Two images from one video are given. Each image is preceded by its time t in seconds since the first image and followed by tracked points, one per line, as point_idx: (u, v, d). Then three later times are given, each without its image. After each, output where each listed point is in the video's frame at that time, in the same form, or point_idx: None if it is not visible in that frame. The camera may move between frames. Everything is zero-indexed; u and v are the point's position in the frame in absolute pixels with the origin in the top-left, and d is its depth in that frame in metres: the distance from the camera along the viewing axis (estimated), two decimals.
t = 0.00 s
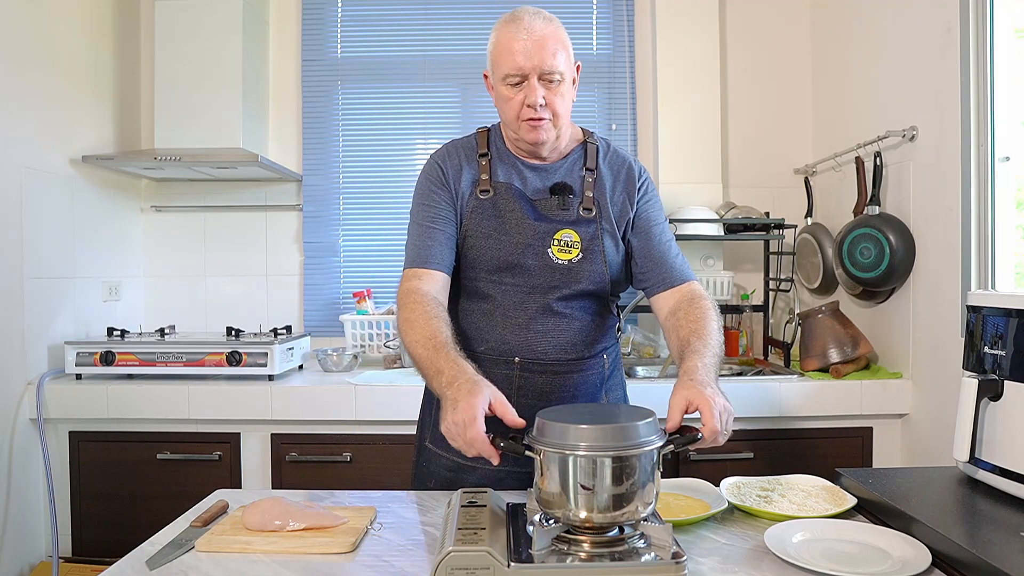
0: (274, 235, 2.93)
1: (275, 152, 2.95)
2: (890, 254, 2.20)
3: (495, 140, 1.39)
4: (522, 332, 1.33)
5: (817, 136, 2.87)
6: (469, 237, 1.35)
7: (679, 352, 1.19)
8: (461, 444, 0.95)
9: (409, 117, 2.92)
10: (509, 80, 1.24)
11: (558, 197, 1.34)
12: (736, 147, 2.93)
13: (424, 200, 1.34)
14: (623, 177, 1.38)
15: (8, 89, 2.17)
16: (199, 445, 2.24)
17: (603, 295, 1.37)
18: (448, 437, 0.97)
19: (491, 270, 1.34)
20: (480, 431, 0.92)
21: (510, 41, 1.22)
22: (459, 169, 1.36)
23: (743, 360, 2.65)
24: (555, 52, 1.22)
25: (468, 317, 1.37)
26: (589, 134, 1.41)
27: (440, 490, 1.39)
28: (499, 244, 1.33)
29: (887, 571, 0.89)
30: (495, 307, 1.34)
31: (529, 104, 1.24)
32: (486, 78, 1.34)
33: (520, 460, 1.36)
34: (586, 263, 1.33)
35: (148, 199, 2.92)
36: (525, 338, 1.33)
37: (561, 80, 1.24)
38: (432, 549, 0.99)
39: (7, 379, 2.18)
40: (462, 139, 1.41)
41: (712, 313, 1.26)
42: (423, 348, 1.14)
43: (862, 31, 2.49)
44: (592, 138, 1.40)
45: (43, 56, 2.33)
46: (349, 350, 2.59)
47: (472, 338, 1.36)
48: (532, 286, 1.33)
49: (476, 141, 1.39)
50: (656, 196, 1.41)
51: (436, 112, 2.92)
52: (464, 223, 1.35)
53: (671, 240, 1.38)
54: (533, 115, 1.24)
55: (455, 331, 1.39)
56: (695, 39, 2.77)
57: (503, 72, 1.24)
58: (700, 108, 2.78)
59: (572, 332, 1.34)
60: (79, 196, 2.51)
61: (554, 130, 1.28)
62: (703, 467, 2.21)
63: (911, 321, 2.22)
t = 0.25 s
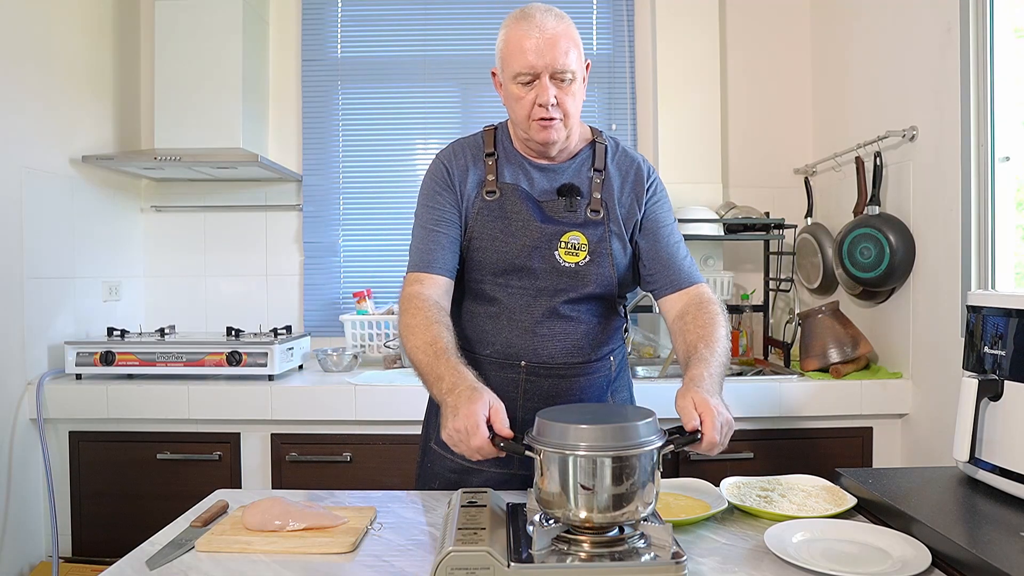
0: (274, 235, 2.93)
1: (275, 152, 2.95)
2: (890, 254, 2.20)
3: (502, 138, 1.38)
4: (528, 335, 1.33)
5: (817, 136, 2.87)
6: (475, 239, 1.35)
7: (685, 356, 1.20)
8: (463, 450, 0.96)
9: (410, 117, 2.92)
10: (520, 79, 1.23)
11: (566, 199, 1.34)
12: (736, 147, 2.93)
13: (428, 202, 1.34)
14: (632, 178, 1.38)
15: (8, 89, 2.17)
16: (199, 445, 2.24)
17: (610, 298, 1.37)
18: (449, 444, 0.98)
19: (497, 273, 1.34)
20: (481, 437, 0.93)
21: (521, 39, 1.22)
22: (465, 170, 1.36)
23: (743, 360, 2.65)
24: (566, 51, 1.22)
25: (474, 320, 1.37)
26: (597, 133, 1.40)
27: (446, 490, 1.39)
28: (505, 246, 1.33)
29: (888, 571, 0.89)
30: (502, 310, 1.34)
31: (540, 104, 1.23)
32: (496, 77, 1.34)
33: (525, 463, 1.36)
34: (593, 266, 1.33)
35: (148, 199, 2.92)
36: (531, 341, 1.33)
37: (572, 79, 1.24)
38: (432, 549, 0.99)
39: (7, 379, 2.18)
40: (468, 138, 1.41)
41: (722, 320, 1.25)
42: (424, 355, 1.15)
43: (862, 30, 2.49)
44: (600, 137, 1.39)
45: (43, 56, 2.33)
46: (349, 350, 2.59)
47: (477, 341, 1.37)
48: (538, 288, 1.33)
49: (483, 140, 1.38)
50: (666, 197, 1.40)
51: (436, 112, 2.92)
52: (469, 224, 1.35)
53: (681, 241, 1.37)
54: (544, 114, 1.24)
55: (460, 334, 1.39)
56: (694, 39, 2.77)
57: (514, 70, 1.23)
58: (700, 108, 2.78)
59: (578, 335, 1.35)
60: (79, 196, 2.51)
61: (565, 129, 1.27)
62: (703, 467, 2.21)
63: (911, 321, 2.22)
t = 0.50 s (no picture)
0: (274, 235, 2.93)
1: (275, 152, 2.95)
2: (890, 254, 2.20)
3: (506, 139, 1.38)
4: (532, 339, 1.33)
5: (817, 136, 2.87)
6: (478, 242, 1.34)
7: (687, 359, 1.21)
8: (464, 451, 0.96)
9: (410, 117, 2.92)
10: (525, 80, 1.23)
11: (570, 202, 1.33)
12: (736, 147, 2.93)
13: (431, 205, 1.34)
14: (637, 181, 1.37)
15: (8, 89, 2.17)
16: (199, 445, 2.24)
17: (614, 301, 1.37)
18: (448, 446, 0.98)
19: (500, 276, 1.34)
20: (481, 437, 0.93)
21: (526, 39, 1.22)
22: (468, 173, 1.36)
23: (743, 360, 2.65)
24: (572, 52, 1.22)
25: (476, 322, 1.37)
26: (602, 133, 1.40)
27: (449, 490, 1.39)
28: (509, 250, 1.33)
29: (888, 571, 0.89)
30: (505, 313, 1.34)
31: (545, 105, 1.23)
32: (501, 78, 1.34)
33: (527, 464, 1.36)
34: (597, 270, 1.32)
35: (148, 199, 2.92)
36: (534, 344, 1.33)
37: (577, 80, 1.24)
38: (432, 549, 0.99)
39: (7, 379, 2.18)
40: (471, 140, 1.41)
41: (727, 328, 1.25)
42: (423, 358, 1.16)
43: (863, 30, 2.49)
44: (604, 137, 1.38)
45: (42, 56, 2.33)
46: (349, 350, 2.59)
47: (480, 343, 1.37)
48: (541, 292, 1.33)
49: (486, 141, 1.39)
50: (671, 199, 1.40)
51: (437, 112, 2.92)
52: (472, 226, 1.35)
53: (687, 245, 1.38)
54: (549, 115, 1.24)
55: (463, 336, 1.40)
56: (694, 39, 2.77)
57: (520, 71, 1.23)
58: (700, 108, 2.78)
59: (582, 338, 1.34)
60: (79, 196, 2.51)
61: (570, 130, 1.27)
62: (703, 467, 2.21)
63: (911, 321, 2.22)
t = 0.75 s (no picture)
0: (274, 235, 2.93)
1: (275, 152, 2.95)
2: (890, 254, 2.20)
3: (506, 139, 1.38)
4: (532, 338, 1.33)
5: (816, 136, 2.87)
6: (478, 242, 1.34)
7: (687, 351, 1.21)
8: (463, 439, 0.95)
9: (410, 117, 2.92)
10: (525, 79, 1.24)
11: (570, 202, 1.34)
12: (736, 147, 2.93)
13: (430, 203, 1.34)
14: (637, 182, 1.37)
15: (8, 89, 2.17)
16: (199, 445, 2.24)
17: (614, 302, 1.37)
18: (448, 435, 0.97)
19: (500, 276, 1.34)
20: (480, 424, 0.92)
21: (527, 38, 1.22)
22: (468, 173, 1.37)
23: (743, 360, 2.65)
24: (573, 51, 1.22)
25: (476, 322, 1.37)
26: (603, 134, 1.40)
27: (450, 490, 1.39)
28: (509, 250, 1.33)
29: (887, 571, 0.89)
30: (505, 313, 1.35)
31: (545, 104, 1.23)
32: (501, 77, 1.34)
33: (528, 464, 1.36)
34: (597, 270, 1.33)
35: (148, 199, 2.92)
36: (534, 344, 1.33)
37: (578, 80, 1.24)
38: (433, 549, 0.99)
39: (7, 379, 2.18)
40: (471, 140, 1.41)
41: (727, 325, 1.25)
42: (418, 353, 1.15)
43: (863, 30, 2.49)
44: (605, 138, 1.39)
45: (42, 56, 2.33)
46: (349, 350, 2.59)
47: (480, 343, 1.37)
48: (542, 292, 1.33)
49: (486, 140, 1.39)
50: (671, 200, 1.40)
51: (437, 112, 2.92)
52: (472, 226, 1.35)
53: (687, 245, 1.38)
54: (549, 115, 1.24)
55: (463, 336, 1.40)
56: (694, 39, 2.77)
57: (520, 70, 1.23)
58: (700, 108, 2.78)
59: (582, 338, 1.34)
60: (79, 196, 2.51)
61: (570, 131, 1.27)
62: (703, 467, 2.21)
63: (911, 321, 2.22)
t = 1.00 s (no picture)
0: (274, 235, 2.93)
1: (275, 152, 2.95)
2: (890, 254, 2.20)
3: (502, 138, 1.39)
4: (530, 335, 1.33)
5: (816, 136, 2.87)
6: (475, 239, 1.35)
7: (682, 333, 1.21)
8: (457, 409, 0.96)
9: (410, 117, 2.92)
10: (520, 75, 1.24)
11: (566, 199, 1.35)
12: (736, 147, 2.93)
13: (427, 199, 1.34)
14: (633, 178, 1.38)
15: (9, 90, 2.17)
16: (199, 446, 2.24)
17: (611, 298, 1.37)
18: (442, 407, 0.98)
19: (498, 273, 1.35)
20: (475, 393, 0.92)
21: (523, 35, 1.23)
22: (464, 170, 1.37)
23: (743, 360, 2.65)
24: (568, 48, 1.23)
25: (474, 320, 1.37)
26: (598, 133, 1.41)
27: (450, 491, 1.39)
28: (506, 247, 1.34)
29: (887, 571, 0.89)
30: (502, 310, 1.35)
31: (540, 99, 1.23)
32: (497, 75, 1.34)
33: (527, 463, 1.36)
34: (594, 266, 1.33)
35: (148, 199, 2.92)
36: (532, 341, 1.33)
37: (573, 76, 1.24)
38: (432, 549, 0.99)
39: (7, 379, 2.18)
40: (468, 139, 1.41)
41: (728, 310, 1.24)
42: (409, 333, 1.13)
43: (863, 30, 2.49)
44: (600, 137, 1.39)
45: (42, 56, 2.33)
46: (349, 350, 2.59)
47: (477, 340, 1.37)
48: (539, 288, 1.34)
49: (483, 139, 1.39)
50: (667, 196, 1.41)
51: (437, 112, 2.92)
52: (469, 224, 1.35)
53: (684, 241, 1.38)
54: (544, 110, 1.24)
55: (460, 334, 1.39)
56: (694, 39, 2.78)
57: (516, 65, 1.24)
58: (700, 108, 2.78)
59: (580, 335, 1.35)
60: (79, 196, 2.51)
61: (565, 127, 1.27)
62: (703, 467, 2.21)
63: (911, 321, 2.22)
